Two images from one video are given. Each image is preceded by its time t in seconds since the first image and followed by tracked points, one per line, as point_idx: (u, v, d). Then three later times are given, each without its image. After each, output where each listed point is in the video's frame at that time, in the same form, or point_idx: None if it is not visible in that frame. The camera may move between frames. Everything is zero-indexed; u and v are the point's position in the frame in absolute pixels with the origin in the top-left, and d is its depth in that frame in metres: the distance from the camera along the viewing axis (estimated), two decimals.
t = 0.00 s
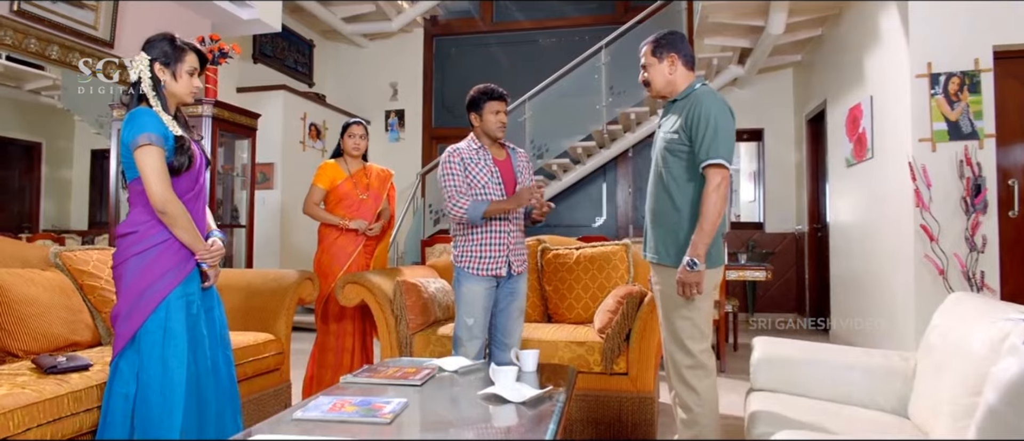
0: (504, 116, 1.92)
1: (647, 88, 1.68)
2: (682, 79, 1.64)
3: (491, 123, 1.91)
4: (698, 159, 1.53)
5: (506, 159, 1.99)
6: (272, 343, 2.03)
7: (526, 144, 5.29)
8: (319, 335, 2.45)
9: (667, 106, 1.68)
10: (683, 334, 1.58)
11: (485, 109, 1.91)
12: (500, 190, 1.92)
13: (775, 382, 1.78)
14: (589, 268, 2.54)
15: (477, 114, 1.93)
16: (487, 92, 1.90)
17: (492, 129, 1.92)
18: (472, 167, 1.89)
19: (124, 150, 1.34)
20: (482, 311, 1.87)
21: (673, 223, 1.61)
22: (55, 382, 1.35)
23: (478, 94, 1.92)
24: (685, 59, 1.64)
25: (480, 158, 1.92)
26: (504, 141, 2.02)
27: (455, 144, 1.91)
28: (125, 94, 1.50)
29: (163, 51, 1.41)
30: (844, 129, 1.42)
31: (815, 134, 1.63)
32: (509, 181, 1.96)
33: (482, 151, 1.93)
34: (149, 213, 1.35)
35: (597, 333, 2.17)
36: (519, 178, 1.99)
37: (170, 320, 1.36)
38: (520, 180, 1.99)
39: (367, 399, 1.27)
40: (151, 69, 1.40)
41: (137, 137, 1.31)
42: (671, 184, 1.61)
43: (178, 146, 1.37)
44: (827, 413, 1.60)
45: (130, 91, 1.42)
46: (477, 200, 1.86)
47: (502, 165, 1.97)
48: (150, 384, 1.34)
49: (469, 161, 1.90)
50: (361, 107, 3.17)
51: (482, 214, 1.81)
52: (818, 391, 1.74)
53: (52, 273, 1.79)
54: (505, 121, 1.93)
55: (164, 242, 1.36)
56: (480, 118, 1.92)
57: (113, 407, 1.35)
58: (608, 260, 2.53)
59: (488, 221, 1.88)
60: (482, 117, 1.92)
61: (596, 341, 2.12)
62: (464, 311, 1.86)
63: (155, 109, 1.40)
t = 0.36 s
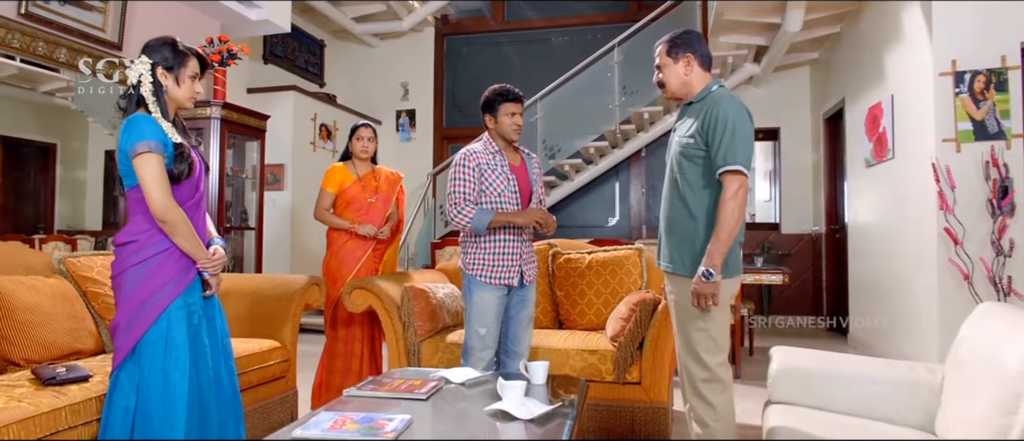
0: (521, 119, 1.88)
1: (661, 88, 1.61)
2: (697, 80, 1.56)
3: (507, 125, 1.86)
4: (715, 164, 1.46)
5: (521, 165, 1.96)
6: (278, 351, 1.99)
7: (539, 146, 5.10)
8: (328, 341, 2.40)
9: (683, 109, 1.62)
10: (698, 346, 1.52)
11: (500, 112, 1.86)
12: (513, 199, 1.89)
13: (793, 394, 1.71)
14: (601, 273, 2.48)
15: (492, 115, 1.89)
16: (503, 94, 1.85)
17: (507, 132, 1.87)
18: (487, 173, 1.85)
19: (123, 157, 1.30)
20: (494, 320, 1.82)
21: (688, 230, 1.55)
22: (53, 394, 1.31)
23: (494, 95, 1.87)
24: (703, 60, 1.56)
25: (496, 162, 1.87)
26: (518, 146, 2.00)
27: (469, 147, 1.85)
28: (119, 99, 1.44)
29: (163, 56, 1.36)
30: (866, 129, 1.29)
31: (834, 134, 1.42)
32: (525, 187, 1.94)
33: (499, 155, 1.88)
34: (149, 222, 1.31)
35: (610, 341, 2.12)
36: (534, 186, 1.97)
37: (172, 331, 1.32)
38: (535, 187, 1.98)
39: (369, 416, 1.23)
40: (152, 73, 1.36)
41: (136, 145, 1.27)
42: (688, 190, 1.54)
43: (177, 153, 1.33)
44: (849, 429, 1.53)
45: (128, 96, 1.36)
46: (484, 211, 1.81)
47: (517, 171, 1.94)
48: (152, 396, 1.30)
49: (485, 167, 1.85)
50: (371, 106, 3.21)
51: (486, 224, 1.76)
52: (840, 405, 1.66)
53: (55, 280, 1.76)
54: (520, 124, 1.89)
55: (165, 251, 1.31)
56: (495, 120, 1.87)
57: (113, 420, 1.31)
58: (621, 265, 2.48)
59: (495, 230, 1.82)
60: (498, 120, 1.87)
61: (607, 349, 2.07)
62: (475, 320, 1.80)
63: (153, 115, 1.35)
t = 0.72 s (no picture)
0: (534, 119, 1.83)
1: (675, 89, 1.55)
2: (714, 80, 1.50)
3: (520, 124, 1.81)
4: (731, 169, 1.40)
5: (532, 168, 1.91)
6: (284, 358, 1.96)
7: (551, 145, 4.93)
8: (336, 346, 2.34)
9: (697, 110, 1.55)
10: (715, 359, 1.46)
11: (515, 110, 1.81)
12: (524, 204, 1.84)
13: (813, 407, 1.64)
14: (613, 277, 2.42)
15: (505, 114, 1.83)
16: (519, 92, 1.80)
17: (520, 132, 1.82)
18: (497, 178, 1.80)
19: (120, 162, 1.26)
20: (502, 329, 1.77)
21: (702, 238, 1.48)
22: (51, 406, 1.29)
23: (507, 94, 1.82)
24: (719, 59, 1.50)
25: (506, 166, 1.82)
26: (530, 148, 1.95)
27: (479, 150, 1.80)
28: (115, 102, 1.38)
29: (164, 60, 1.31)
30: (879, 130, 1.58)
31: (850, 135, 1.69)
32: (536, 191, 1.89)
33: (509, 158, 1.83)
34: (147, 229, 1.27)
35: (622, 348, 2.06)
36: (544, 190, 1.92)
37: (170, 342, 1.28)
38: (546, 192, 1.93)
39: (371, 432, 1.18)
40: (154, 77, 1.30)
41: (135, 150, 1.21)
42: (702, 196, 1.48)
43: (176, 160, 1.28)
44: None
45: (124, 99, 1.29)
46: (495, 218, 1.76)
47: (528, 175, 1.89)
48: (149, 409, 1.27)
49: (495, 170, 1.80)
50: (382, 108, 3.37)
51: (499, 233, 1.71)
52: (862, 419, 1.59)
53: (58, 286, 1.74)
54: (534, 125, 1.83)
55: (163, 260, 1.28)
56: (508, 119, 1.82)
57: (110, 434, 1.27)
58: (634, 268, 2.42)
59: (506, 238, 1.76)
60: (511, 118, 1.82)
61: (620, 356, 2.01)
62: (484, 329, 1.76)
63: (155, 121, 1.28)
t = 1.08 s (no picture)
0: (545, 120, 1.78)
1: (688, 90, 1.50)
2: (729, 81, 1.45)
3: (530, 125, 1.76)
4: (748, 173, 1.35)
5: (544, 170, 1.87)
6: (291, 363, 1.93)
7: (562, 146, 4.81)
8: (343, 350, 2.32)
9: (713, 112, 1.50)
10: (730, 370, 1.40)
11: (525, 110, 1.77)
12: (536, 207, 1.79)
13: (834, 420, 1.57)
14: (625, 281, 2.38)
15: (515, 115, 1.80)
16: (529, 92, 1.76)
17: (531, 132, 1.78)
18: (508, 180, 1.76)
19: (119, 166, 1.23)
20: (513, 337, 1.73)
21: (717, 244, 1.43)
22: (51, 416, 1.27)
23: (517, 94, 1.79)
24: (734, 59, 1.44)
25: (517, 168, 1.77)
26: (541, 150, 1.91)
27: (489, 152, 1.76)
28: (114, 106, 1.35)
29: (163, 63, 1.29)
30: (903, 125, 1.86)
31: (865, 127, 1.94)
32: (548, 195, 1.85)
33: (520, 160, 1.79)
34: (148, 236, 1.24)
35: (635, 356, 2.01)
36: (557, 194, 1.88)
37: (171, 351, 1.26)
38: (559, 195, 1.88)
39: None
40: (153, 80, 1.27)
41: (134, 155, 1.19)
42: (717, 202, 1.43)
43: (177, 164, 1.25)
44: None
45: (123, 102, 1.27)
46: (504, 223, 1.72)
47: (540, 178, 1.84)
48: (151, 419, 1.24)
49: (506, 173, 1.76)
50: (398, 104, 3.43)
51: (509, 239, 1.67)
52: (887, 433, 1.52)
53: (64, 291, 1.72)
54: (545, 125, 1.79)
55: (164, 266, 1.25)
56: (518, 120, 1.78)
57: None
58: (646, 273, 2.37)
59: (517, 243, 1.72)
60: (521, 119, 1.78)
61: (632, 364, 1.97)
62: (495, 338, 1.72)
63: (155, 125, 1.25)
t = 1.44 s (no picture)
0: (555, 121, 1.74)
1: (701, 93, 1.44)
2: (743, 84, 1.40)
3: (539, 125, 1.72)
4: (764, 180, 1.30)
5: (552, 174, 1.82)
6: (295, 370, 1.90)
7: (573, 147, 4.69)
8: (349, 354, 2.29)
9: (727, 116, 1.45)
10: (745, 384, 1.35)
11: (535, 111, 1.72)
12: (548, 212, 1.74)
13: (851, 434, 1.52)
14: (636, 286, 2.33)
15: (525, 115, 1.75)
16: (541, 93, 1.72)
17: (539, 133, 1.73)
18: (520, 181, 1.70)
19: (117, 174, 1.20)
20: (522, 346, 1.69)
21: (731, 254, 1.38)
22: (48, 427, 1.25)
23: (529, 95, 1.74)
24: (750, 60, 1.39)
25: (528, 172, 1.73)
26: (549, 154, 1.87)
27: (498, 154, 1.72)
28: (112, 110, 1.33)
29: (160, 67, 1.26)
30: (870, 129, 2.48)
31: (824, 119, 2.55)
32: (559, 199, 1.80)
33: (529, 163, 1.74)
34: (146, 245, 1.21)
35: (646, 364, 1.96)
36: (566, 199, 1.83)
37: (170, 362, 1.22)
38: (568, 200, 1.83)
39: None
40: (150, 84, 1.25)
41: (130, 163, 1.16)
42: (731, 209, 1.38)
43: (175, 171, 1.22)
44: None
45: (121, 106, 1.25)
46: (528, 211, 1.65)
47: (549, 181, 1.80)
48: (148, 434, 1.20)
49: (517, 174, 1.70)
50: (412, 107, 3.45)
51: (540, 224, 1.61)
52: None
53: (66, 298, 1.71)
54: (555, 127, 1.74)
55: (163, 275, 1.22)
56: (527, 120, 1.74)
57: None
58: (657, 278, 2.32)
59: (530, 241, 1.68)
60: (530, 119, 1.73)
61: (643, 372, 1.92)
62: (503, 347, 1.68)
63: (151, 131, 1.23)
